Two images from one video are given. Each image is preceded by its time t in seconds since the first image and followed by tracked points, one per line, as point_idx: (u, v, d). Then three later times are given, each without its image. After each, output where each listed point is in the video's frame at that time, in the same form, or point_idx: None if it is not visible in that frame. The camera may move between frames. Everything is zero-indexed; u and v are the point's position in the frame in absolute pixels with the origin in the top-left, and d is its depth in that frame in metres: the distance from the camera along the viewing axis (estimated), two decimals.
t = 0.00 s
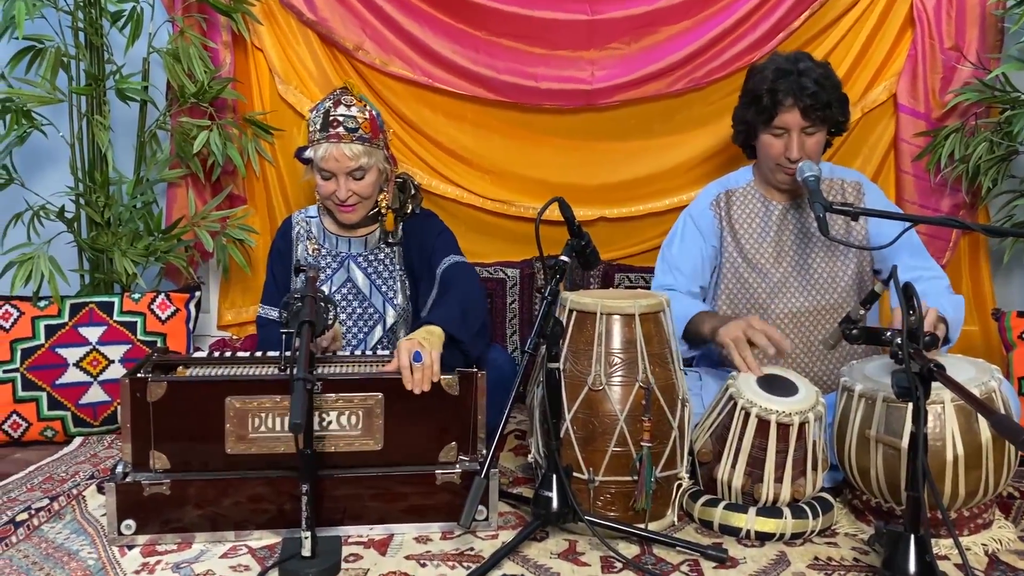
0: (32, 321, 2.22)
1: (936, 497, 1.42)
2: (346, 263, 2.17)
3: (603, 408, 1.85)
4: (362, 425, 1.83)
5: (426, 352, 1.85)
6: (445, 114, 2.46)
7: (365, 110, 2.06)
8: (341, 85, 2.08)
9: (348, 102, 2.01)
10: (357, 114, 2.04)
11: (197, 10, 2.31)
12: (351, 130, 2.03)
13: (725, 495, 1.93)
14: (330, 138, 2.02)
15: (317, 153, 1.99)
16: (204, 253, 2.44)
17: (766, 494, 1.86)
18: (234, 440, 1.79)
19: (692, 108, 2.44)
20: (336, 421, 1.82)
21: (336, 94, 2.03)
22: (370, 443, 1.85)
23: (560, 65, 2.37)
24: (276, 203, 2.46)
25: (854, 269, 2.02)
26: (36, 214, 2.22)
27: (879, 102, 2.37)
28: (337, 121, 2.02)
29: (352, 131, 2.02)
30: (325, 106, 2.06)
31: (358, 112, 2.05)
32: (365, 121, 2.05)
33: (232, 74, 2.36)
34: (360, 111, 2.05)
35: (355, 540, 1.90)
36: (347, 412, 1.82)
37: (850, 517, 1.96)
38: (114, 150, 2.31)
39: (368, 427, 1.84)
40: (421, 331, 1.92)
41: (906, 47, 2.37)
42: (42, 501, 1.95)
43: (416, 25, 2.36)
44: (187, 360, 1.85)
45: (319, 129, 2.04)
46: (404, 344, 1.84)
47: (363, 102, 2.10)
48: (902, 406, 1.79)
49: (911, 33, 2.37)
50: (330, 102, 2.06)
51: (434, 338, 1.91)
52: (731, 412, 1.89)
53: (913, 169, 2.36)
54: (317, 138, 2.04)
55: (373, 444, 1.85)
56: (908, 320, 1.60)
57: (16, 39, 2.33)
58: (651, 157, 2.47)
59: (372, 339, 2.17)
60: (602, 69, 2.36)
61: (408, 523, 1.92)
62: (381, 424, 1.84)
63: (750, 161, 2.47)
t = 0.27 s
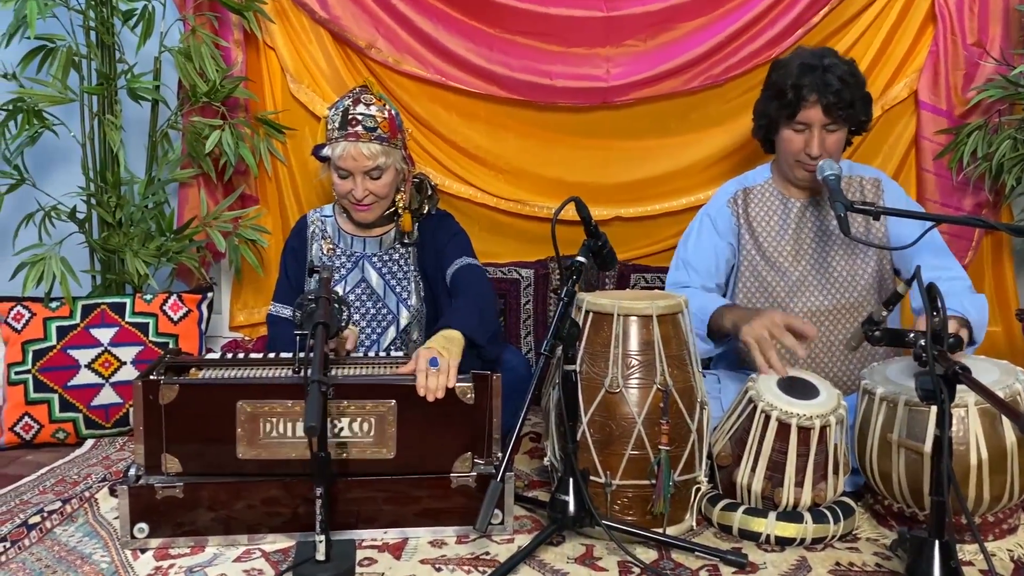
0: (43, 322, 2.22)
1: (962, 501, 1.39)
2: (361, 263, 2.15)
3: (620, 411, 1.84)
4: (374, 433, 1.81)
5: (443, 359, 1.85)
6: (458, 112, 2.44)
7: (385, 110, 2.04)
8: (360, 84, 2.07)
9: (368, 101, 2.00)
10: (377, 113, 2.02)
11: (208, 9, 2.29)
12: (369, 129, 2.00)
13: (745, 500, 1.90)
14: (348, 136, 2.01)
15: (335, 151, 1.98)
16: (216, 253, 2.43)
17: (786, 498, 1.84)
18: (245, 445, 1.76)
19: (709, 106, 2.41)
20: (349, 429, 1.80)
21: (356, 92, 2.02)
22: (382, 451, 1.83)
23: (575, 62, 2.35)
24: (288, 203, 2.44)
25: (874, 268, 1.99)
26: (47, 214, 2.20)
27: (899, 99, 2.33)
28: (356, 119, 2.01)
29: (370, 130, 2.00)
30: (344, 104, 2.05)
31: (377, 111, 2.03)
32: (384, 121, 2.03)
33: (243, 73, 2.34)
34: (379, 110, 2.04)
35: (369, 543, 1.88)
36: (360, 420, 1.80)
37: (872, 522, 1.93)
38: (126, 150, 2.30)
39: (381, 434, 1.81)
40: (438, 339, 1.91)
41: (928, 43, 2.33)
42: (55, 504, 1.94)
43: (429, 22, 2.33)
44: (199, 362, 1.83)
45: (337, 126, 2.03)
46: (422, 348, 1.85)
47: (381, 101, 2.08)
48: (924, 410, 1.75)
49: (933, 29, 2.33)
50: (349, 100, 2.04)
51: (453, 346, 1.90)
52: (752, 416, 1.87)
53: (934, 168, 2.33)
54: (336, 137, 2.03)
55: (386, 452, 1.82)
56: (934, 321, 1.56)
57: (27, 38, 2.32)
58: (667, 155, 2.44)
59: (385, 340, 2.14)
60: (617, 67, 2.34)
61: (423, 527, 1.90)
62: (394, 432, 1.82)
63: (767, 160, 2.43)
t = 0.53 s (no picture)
0: (56, 324, 2.20)
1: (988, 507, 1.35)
2: (375, 264, 2.13)
3: (638, 414, 1.82)
4: (391, 431, 1.80)
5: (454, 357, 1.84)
6: (472, 111, 2.41)
7: (400, 109, 2.02)
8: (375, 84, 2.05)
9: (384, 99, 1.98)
10: (392, 112, 2.00)
11: (220, 7, 2.27)
12: (385, 129, 1.99)
13: (765, 504, 1.87)
14: (363, 136, 1.98)
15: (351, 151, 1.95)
16: (228, 254, 2.41)
17: (807, 503, 1.81)
18: (262, 446, 1.75)
19: (727, 104, 2.38)
20: (365, 428, 1.79)
21: (372, 92, 2.00)
22: (399, 449, 1.81)
23: (590, 60, 2.32)
24: (300, 204, 2.42)
25: (897, 270, 1.96)
26: (59, 216, 2.19)
27: (921, 96, 2.30)
28: (371, 118, 1.98)
29: (385, 130, 1.99)
30: (359, 103, 2.02)
31: (392, 111, 2.01)
32: (399, 120, 2.01)
33: (256, 72, 2.32)
34: (395, 110, 2.02)
35: (384, 548, 1.86)
36: (376, 418, 1.79)
37: (894, 527, 1.90)
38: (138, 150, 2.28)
39: (397, 433, 1.80)
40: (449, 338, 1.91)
41: (950, 39, 2.29)
42: (68, 507, 1.92)
43: (442, 20, 2.31)
44: (213, 365, 1.81)
45: (352, 126, 1.99)
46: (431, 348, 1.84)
47: (396, 100, 2.06)
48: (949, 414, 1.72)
49: (955, 25, 2.29)
50: (364, 99, 2.02)
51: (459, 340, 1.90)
52: (772, 419, 1.83)
53: (957, 166, 2.29)
54: (350, 136, 2.00)
55: (402, 450, 1.81)
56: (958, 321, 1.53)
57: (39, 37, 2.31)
58: (684, 154, 2.41)
59: (401, 343, 2.13)
60: (633, 64, 2.31)
61: (438, 531, 1.88)
62: (411, 429, 1.81)
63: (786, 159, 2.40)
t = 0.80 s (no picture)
0: (62, 326, 2.16)
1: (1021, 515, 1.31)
2: (385, 264, 2.09)
3: (658, 418, 1.78)
4: (403, 436, 1.76)
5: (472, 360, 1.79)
6: (486, 108, 2.37)
7: (411, 105, 2.00)
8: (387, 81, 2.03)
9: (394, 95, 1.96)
10: (403, 108, 1.98)
11: (228, 3, 2.23)
12: (395, 125, 1.96)
13: (788, 511, 1.82)
14: (373, 131, 1.96)
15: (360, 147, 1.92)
16: (236, 254, 2.37)
17: (831, 509, 1.76)
18: (272, 452, 1.71)
19: (746, 100, 2.33)
20: (376, 432, 1.75)
21: (383, 88, 1.99)
22: (411, 454, 1.77)
23: (606, 55, 2.27)
24: (310, 203, 2.37)
25: (922, 269, 1.91)
26: (64, 215, 2.15)
27: (948, 91, 2.24)
28: (381, 114, 1.97)
29: (395, 126, 1.96)
30: (370, 99, 2.00)
31: (403, 107, 1.99)
32: (410, 116, 1.99)
33: (264, 69, 2.28)
34: (405, 105, 1.99)
35: (397, 555, 1.81)
36: (389, 422, 1.74)
37: (921, 535, 1.85)
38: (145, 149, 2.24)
39: (410, 438, 1.76)
40: (466, 340, 1.85)
41: (977, 33, 2.24)
42: (74, 513, 1.89)
43: (455, 15, 2.27)
44: (222, 368, 1.77)
45: (362, 122, 1.98)
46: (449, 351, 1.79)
47: (408, 96, 2.03)
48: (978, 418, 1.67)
49: (982, 17, 2.24)
50: (375, 95, 2.00)
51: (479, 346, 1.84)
52: (794, 423, 1.79)
53: (984, 163, 2.24)
54: (361, 132, 1.98)
55: (415, 456, 1.77)
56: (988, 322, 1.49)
57: (45, 34, 2.28)
58: (702, 152, 2.36)
59: (412, 344, 2.09)
60: (650, 59, 2.26)
61: (452, 538, 1.83)
62: (423, 434, 1.76)
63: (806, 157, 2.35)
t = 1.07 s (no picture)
0: (67, 328, 2.13)
1: None
2: (391, 263, 2.05)
3: (674, 423, 1.74)
4: (413, 445, 1.72)
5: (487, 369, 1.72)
6: (498, 106, 2.33)
7: (422, 102, 1.97)
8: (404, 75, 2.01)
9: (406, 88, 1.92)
10: (413, 104, 1.94)
11: None
12: (404, 119, 1.93)
13: (808, 518, 1.78)
14: (382, 125, 1.93)
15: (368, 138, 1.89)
16: (244, 255, 2.34)
17: (852, 517, 1.72)
18: (280, 458, 1.67)
19: (763, 97, 2.29)
20: (386, 441, 1.71)
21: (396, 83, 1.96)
22: (421, 464, 1.73)
23: (621, 51, 2.23)
24: (318, 203, 2.34)
25: (946, 272, 1.87)
26: (69, 216, 2.12)
27: (971, 87, 2.21)
28: (392, 108, 1.93)
29: (404, 120, 1.92)
30: (381, 94, 1.97)
31: (414, 103, 1.96)
32: (421, 113, 1.96)
33: (272, 67, 2.24)
34: (417, 102, 1.96)
35: (408, 562, 1.78)
36: (398, 431, 1.71)
37: (944, 543, 1.81)
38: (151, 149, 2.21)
39: (420, 447, 1.72)
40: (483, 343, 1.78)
41: (1000, 28, 2.19)
42: (80, 519, 1.85)
43: (466, 11, 2.23)
44: (230, 371, 1.74)
45: (371, 115, 1.95)
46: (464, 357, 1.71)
47: (422, 94, 2.01)
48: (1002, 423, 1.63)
49: (1007, 12, 2.19)
50: (388, 90, 1.97)
51: (496, 351, 1.78)
52: (813, 427, 1.75)
53: (1009, 161, 2.21)
54: (369, 125, 1.95)
55: (426, 466, 1.73)
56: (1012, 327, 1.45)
57: (50, 33, 2.25)
58: (718, 150, 2.32)
59: (418, 345, 2.04)
60: (666, 56, 2.22)
61: (464, 545, 1.80)
62: (433, 444, 1.72)
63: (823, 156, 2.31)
